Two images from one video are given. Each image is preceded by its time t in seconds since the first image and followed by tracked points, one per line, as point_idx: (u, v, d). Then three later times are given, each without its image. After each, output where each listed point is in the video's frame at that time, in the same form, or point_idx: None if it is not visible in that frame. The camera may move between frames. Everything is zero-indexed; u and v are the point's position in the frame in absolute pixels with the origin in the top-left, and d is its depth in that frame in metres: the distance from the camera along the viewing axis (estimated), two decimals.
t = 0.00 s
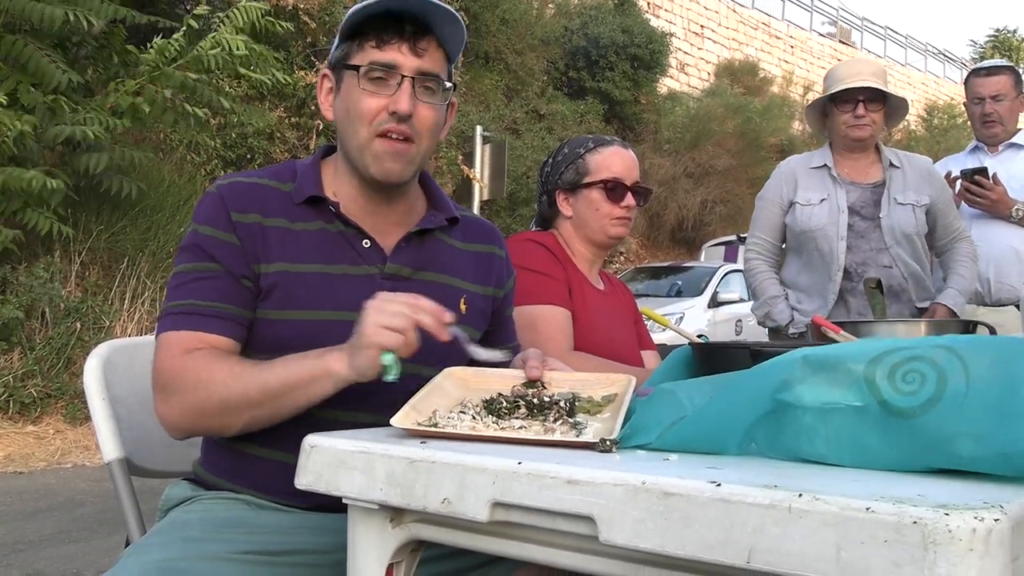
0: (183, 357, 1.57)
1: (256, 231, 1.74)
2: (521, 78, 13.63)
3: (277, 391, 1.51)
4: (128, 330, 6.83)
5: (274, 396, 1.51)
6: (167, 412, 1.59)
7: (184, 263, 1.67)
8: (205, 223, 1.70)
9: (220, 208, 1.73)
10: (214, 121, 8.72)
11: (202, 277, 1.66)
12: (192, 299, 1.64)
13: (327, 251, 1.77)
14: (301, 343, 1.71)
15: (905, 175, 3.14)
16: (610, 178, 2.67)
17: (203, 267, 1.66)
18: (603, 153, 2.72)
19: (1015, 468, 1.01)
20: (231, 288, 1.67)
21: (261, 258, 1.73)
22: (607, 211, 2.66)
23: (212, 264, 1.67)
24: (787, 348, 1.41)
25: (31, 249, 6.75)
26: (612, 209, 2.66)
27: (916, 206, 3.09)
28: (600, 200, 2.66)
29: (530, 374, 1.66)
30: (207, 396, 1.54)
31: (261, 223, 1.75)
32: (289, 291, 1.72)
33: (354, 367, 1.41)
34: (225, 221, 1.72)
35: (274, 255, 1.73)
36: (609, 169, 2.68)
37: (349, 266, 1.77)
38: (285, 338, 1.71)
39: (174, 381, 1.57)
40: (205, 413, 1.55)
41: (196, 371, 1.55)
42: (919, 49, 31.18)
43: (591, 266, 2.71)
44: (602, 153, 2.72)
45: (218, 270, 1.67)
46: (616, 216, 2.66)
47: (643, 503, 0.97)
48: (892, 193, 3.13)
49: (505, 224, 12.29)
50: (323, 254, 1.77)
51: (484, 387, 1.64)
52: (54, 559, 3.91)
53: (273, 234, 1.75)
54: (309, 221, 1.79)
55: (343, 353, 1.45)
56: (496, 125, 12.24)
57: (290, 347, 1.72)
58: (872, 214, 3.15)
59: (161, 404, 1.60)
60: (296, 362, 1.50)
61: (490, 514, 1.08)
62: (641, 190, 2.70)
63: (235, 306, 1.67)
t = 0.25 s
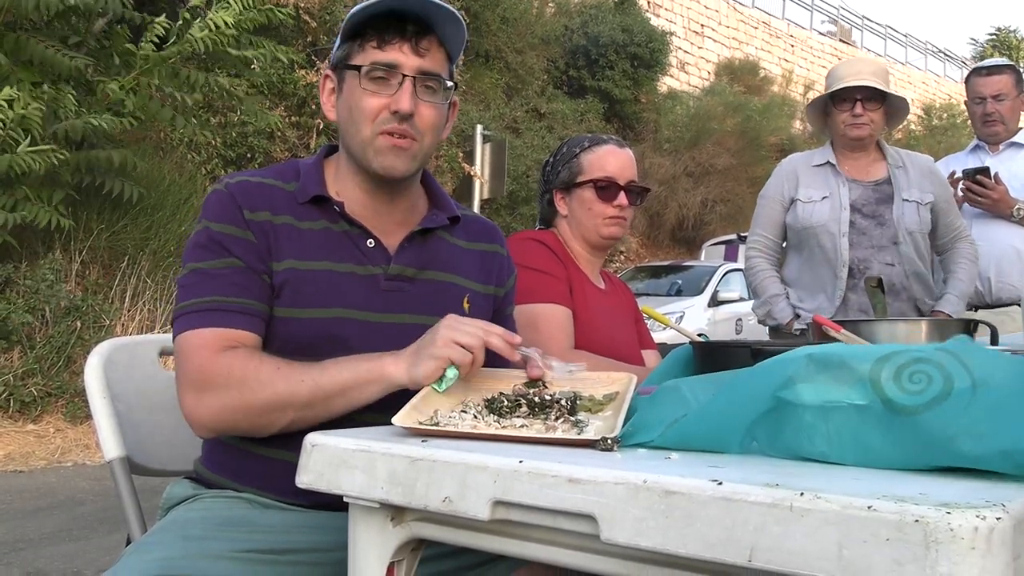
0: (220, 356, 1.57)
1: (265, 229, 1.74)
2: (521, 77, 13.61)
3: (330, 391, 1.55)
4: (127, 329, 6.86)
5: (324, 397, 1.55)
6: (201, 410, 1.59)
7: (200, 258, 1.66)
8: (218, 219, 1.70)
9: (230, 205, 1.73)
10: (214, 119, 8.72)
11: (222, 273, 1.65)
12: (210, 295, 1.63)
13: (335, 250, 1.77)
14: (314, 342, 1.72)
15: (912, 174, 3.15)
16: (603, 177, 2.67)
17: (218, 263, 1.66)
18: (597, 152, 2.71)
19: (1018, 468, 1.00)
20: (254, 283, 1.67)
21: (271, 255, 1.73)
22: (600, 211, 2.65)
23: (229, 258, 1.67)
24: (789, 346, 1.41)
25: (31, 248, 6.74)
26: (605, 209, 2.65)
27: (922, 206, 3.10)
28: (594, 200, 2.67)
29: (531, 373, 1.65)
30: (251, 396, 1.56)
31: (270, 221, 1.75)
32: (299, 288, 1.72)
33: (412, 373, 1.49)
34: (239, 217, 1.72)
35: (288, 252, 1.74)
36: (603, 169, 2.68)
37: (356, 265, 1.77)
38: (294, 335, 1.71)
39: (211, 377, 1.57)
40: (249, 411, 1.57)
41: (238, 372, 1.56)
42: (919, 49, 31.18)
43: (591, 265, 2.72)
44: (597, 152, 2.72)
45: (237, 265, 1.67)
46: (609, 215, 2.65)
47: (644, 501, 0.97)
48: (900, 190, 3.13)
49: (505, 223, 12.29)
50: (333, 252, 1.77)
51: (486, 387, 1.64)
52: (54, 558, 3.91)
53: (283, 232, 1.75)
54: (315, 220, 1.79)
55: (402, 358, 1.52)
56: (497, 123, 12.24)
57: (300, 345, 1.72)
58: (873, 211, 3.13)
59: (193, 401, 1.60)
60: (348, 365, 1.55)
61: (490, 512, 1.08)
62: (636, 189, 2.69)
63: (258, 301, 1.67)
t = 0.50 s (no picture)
0: (222, 356, 1.57)
1: (267, 229, 1.74)
2: (522, 76, 13.60)
3: (331, 388, 1.56)
4: (128, 328, 6.90)
5: (326, 394, 1.56)
6: (202, 410, 1.59)
7: (202, 258, 1.66)
8: (219, 220, 1.70)
9: (232, 206, 1.73)
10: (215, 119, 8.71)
11: (223, 273, 1.65)
12: (212, 295, 1.63)
13: (336, 251, 1.77)
14: (317, 343, 1.72)
15: (914, 175, 3.14)
16: (597, 177, 2.67)
17: (220, 263, 1.66)
18: (594, 152, 2.71)
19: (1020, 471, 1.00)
20: (255, 283, 1.67)
21: (273, 256, 1.73)
22: (596, 211, 2.65)
23: (232, 258, 1.67)
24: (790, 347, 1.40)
25: (31, 247, 6.74)
26: (601, 209, 2.65)
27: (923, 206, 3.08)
28: (590, 200, 2.66)
29: (532, 375, 1.62)
30: (254, 396, 1.56)
31: (271, 221, 1.75)
32: (300, 289, 1.72)
33: (415, 372, 1.49)
34: (240, 218, 1.72)
35: (289, 253, 1.74)
36: (599, 169, 2.68)
37: (358, 266, 1.77)
38: (297, 337, 1.71)
39: (212, 375, 1.57)
40: (251, 408, 1.57)
41: (240, 371, 1.56)
42: (920, 48, 31.17)
43: (591, 266, 2.71)
44: (594, 152, 2.72)
45: (239, 265, 1.67)
46: (604, 216, 2.64)
47: (646, 503, 0.97)
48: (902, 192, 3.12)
49: (506, 222, 12.29)
50: (334, 253, 1.77)
51: (486, 389, 1.61)
52: (55, 558, 3.91)
53: (285, 232, 1.75)
54: (317, 221, 1.79)
55: (405, 355, 1.53)
56: (497, 123, 12.24)
57: (302, 346, 1.72)
58: (875, 211, 3.12)
59: (193, 400, 1.60)
60: (348, 361, 1.56)
61: (492, 514, 1.08)
62: (632, 189, 2.68)
63: (259, 301, 1.67)
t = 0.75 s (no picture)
0: (224, 361, 1.57)
1: (264, 232, 1.74)
2: (522, 77, 13.58)
3: (335, 393, 1.56)
4: (129, 330, 6.87)
5: (330, 399, 1.57)
6: (206, 416, 1.59)
7: (201, 262, 1.66)
8: (216, 223, 1.70)
9: (230, 209, 1.73)
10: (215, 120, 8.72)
11: (221, 277, 1.65)
12: (211, 299, 1.63)
13: (335, 252, 1.77)
14: (316, 345, 1.72)
15: (915, 177, 3.14)
16: (598, 178, 2.67)
17: (218, 267, 1.66)
18: (594, 153, 2.71)
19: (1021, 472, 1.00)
20: (253, 286, 1.67)
21: (271, 259, 1.73)
22: (596, 212, 2.65)
23: (230, 262, 1.67)
24: (790, 348, 1.40)
25: (31, 249, 6.74)
26: (601, 210, 2.65)
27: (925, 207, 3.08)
28: (589, 201, 2.66)
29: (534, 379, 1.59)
30: (257, 402, 1.56)
31: (269, 223, 1.75)
32: (299, 291, 1.72)
33: (418, 378, 1.50)
34: (238, 220, 1.72)
35: (287, 255, 1.74)
36: (599, 170, 2.68)
37: (355, 267, 1.77)
38: (295, 339, 1.71)
39: (215, 381, 1.57)
40: (254, 414, 1.57)
41: (243, 378, 1.56)
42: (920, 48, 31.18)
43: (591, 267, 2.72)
44: (593, 153, 2.72)
45: (238, 268, 1.67)
46: (604, 216, 2.64)
47: (646, 505, 0.97)
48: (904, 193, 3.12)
49: (506, 223, 12.30)
50: (332, 255, 1.77)
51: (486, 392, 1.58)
52: (55, 559, 3.91)
53: (283, 234, 1.75)
54: (315, 223, 1.79)
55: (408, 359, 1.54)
56: (498, 124, 12.24)
57: (302, 348, 1.72)
58: (877, 213, 3.12)
59: (197, 407, 1.60)
60: (352, 366, 1.56)
61: (492, 515, 1.08)
62: (632, 190, 2.68)
63: (258, 304, 1.67)
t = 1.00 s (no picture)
0: (223, 361, 1.57)
1: (262, 233, 1.73)
2: (523, 78, 13.57)
3: (335, 393, 1.58)
4: (130, 331, 6.87)
5: (331, 397, 1.58)
6: (204, 416, 1.59)
7: (199, 264, 1.66)
8: (214, 226, 1.70)
9: (228, 211, 1.72)
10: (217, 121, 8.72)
11: (219, 279, 1.65)
12: (210, 302, 1.63)
13: (332, 253, 1.77)
14: (315, 345, 1.72)
15: (917, 179, 3.14)
16: (601, 180, 2.66)
17: (217, 268, 1.66)
18: (597, 155, 2.70)
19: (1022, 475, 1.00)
20: (252, 287, 1.67)
21: (269, 260, 1.73)
22: (598, 214, 2.64)
23: (229, 264, 1.67)
24: (791, 350, 1.40)
25: (33, 250, 6.75)
26: (603, 211, 2.64)
27: (927, 210, 3.07)
28: (591, 202, 2.66)
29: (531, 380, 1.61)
30: (255, 402, 1.56)
31: (267, 225, 1.75)
32: (297, 292, 1.72)
33: (417, 379, 1.52)
34: (235, 223, 1.71)
35: (284, 256, 1.74)
36: (601, 171, 2.67)
37: (352, 268, 1.77)
38: (294, 339, 1.71)
39: (216, 381, 1.56)
40: (255, 415, 1.57)
41: (242, 377, 1.56)
42: (921, 50, 31.18)
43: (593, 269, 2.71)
44: (596, 155, 2.71)
45: (236, 270, 1.67)
46: (605, 218, 2.64)
47: (648, 506, 0.97)
48: (906, 196, 3.12)
49: (507, 224, 12.31)
50: (329, 255, 1.77)
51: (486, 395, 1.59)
52: (57, 560, 3.91)
53: (281, 236, 1.75)
54: (312, 224, 1.79)
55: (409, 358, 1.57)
56: (499, 125, 12.25)
57: (300, 349, 1.72)
58: (878, 215, 3.11)
59: (195, 406, 1.59)
60: (351, 365, 1.59)
61: (494, 516, 1.08)
62: (634, 192, 2.67)
63: (257, 305, 1.67)
